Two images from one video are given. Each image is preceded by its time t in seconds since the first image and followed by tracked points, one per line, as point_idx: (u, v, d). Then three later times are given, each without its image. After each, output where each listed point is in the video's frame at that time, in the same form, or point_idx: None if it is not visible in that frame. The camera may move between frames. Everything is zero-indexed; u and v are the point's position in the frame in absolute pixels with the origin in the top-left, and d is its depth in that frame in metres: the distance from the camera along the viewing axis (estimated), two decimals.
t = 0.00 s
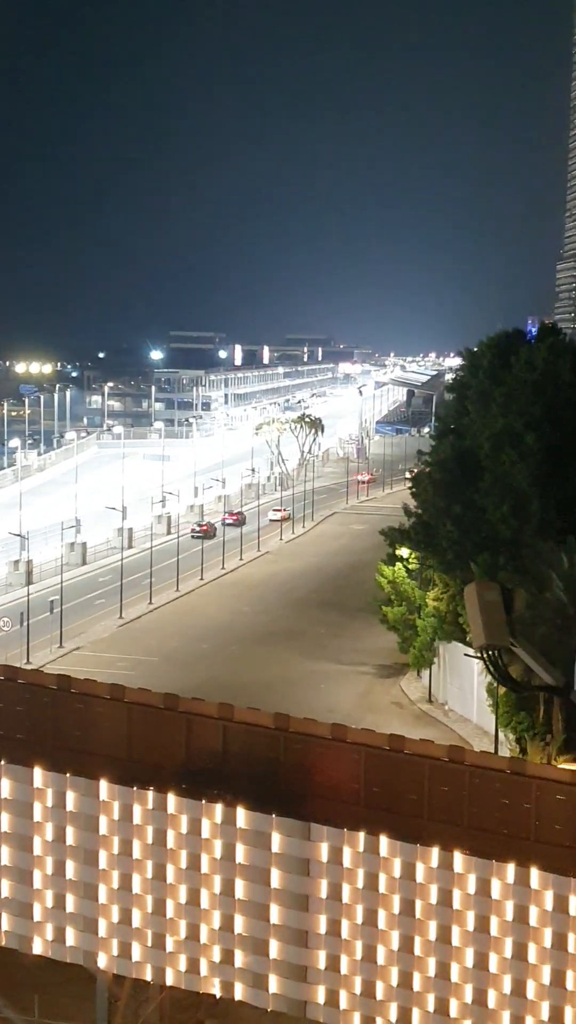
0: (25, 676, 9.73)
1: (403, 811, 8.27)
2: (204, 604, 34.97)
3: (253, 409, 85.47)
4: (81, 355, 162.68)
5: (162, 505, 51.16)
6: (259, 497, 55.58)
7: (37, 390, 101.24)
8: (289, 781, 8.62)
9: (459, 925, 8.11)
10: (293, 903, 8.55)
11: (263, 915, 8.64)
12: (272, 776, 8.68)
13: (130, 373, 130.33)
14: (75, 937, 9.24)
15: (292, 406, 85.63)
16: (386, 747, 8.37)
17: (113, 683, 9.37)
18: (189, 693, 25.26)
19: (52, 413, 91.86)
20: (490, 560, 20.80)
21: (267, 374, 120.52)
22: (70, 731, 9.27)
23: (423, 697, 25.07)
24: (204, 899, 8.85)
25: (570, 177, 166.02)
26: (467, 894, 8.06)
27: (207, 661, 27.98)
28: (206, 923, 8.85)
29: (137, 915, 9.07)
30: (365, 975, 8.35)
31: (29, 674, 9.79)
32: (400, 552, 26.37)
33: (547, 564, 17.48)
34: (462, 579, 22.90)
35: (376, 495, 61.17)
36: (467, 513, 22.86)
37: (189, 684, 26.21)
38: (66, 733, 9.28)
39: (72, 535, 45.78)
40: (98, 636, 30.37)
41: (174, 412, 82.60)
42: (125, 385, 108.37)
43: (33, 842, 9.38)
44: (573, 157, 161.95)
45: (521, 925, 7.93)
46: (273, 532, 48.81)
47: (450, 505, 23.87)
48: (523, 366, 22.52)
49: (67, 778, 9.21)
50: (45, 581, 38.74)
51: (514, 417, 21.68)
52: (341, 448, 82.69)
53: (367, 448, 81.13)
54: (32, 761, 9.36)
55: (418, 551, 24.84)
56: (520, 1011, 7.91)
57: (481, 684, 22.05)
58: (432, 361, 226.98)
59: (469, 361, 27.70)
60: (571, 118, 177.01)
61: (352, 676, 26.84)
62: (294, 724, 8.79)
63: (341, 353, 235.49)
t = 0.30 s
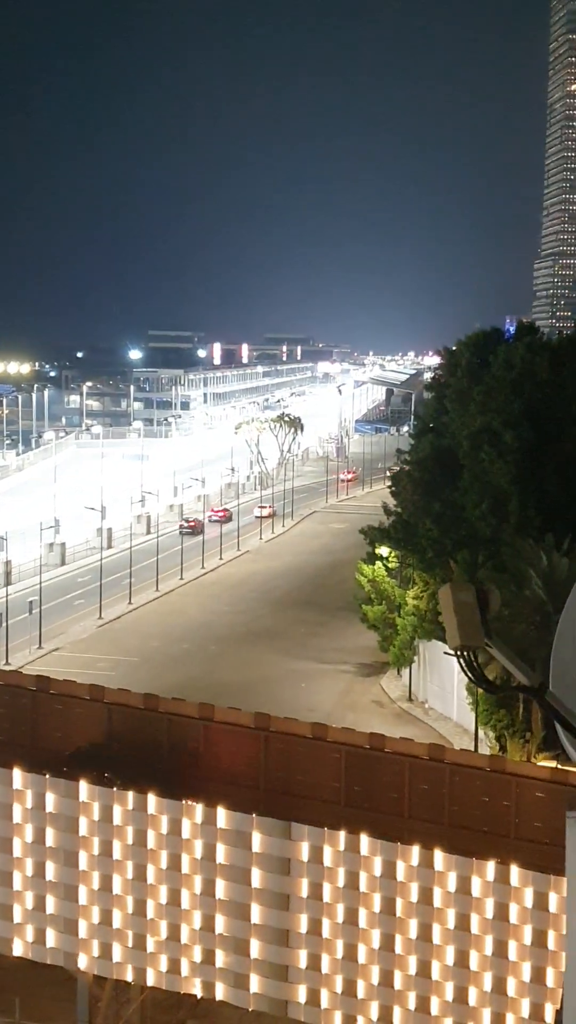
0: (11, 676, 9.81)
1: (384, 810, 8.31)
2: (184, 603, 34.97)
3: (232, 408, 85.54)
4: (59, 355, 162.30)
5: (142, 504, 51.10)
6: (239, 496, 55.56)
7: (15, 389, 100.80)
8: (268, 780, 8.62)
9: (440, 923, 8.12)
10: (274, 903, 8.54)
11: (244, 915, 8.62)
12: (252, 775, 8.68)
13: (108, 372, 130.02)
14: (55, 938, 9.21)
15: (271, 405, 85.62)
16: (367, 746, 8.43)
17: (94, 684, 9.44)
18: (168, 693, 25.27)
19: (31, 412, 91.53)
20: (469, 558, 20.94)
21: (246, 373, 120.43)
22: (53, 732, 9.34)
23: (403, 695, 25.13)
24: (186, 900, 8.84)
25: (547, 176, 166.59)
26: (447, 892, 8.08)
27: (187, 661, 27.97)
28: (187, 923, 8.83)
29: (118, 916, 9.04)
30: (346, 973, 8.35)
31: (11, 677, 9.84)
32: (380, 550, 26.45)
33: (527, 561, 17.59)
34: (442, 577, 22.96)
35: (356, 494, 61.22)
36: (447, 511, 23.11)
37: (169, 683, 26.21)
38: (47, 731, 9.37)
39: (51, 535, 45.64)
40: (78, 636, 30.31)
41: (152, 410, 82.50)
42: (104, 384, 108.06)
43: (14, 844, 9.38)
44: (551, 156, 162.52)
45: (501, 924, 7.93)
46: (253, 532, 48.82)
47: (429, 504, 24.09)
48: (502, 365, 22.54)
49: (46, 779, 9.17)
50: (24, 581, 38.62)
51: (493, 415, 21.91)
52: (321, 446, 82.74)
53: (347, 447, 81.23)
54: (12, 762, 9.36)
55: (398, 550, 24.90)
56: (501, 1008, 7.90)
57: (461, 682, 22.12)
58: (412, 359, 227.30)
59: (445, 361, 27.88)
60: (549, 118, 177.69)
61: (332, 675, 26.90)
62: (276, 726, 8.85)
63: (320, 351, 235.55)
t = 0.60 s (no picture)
0: None
1: (372, 811, 8.28)
2: (173, 604, 34.95)
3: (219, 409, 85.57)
4: (46, 356, 162.26)
5: (129, 506, 51.04)
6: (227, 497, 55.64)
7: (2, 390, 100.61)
8: (256, 782, 8.58)
9: (429, 923, 8.12)
10: (263, 904, 8.54)
11: (233, 916, 8.62)
12: (239, 777, 8.63)
13: (95, 373, 129.89)
14: (44, 940, 9.18)
15: (259, 406, 85.77)
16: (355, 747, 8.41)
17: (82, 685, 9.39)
18: (157, 693, 25.26)
19: (18, 414, 91.38)
20: (456, 558, 21.00)
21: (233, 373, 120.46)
22: (40, 733, 9.27)
23: (392, 695, 25.15)
24: (175, 902, 8.83)
25: (533, 178, 167.16)
26: (436, 892, 8.08)
27: (175, 662, 27.97)
28: (176, 924, 8.82)
29: (107, 918, 9.02)
30: (335, 974, 8.35)
31: None
32: (367, 550, 26.47)
33: (514, 561, 17.65)
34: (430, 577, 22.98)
35: (343, 494, 61.36)
36: (433, 511, 23.12)
37: (157, 684, 26.20)
38: (34, 732, 9.31)
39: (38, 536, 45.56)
40: (66, 638, 30.26)
41: (140, 411, 82.58)
42: (92, 385, 107.96)
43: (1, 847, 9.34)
44: (537, 158, 163.12)
45: (490, 924, 7.92)
46: (241, 532, 48.80)
47: (416, 504, 24.12)
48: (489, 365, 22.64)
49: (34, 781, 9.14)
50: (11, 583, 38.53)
51: (480, 415, 21.93)
52: (309, 447, 82.93)
53: (334, 447, 81.27)
54: None
55: (385, 550, 24.92)
56: (489, 1009, 7.89)
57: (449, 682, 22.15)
58: (400, 359, 227.68)
59: (433, 361, 27.92)
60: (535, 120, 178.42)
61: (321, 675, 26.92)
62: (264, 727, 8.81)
63: (308, 352, 235.69)
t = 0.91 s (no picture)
0: None
1: (364, 810, 8.21)
2: (165, 602, 34.93)
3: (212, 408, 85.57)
4: (39, 353, 161.89)
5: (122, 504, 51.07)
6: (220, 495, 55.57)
7: None
8: (248, 783, 8.49)
9: (421, 922, 8.12)
10: (255, 903, 8.51)
11: (225, 915, 8.60)
12: (232, 778, 8.54)
13: (87, 371, 129.76)
14: (36, 939, 9.18)
15: (252, 404, 85.62)
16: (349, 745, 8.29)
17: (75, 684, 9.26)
18: (150, 691, 25.20)
19: (11, 413, 91.25)
20: (449, 555, 20.99)
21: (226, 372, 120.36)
22: (32, 732, 9.14)
23: (385, 692, 25.14)
24: (167, 902, 8.79)
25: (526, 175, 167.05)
26: (428, 891, 8.06)
27: (167, 660, 27.95)
28: (168, 923, 8.80)
29: (99, 917, 9.00)
30: (327, 973, 8.34)
31: None
32: (360, 548, 26.44)
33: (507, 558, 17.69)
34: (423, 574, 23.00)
35: (336, 492, 61.30)
36: (426, 508, 23.13)
37: (149, 681, 26.18)
38: (25, 730, 9.16)
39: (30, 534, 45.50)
40: (58, 636, 30.23)
41: (133, 408, 82.38)
42: (84, 384, 107.91)
43: None
44: (530, 156, 163.08)
45: (483, 922, 7.92)
46: (233, 530, 48.81)
47: (409, 502, 24.09)
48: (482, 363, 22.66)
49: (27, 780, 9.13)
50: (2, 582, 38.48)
51: (473, 413, 21.96)
52: (302, 444, 82.83)
53: (327, 445, 81.36)
54: None
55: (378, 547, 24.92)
56: (481, 1006, 7.89)
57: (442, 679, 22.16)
58: (393, 357, 227.58)
59: (427, 360, 27.95)
60: (528, 117, 178.41)
61: (314, 672, 26.91)
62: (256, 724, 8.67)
63: (301, 349, 235.38)
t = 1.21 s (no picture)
0: None
1: (364, 807, 8.17)
2: (165, 600, 34.95)
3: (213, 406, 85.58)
4: (40, 352, 161.99)
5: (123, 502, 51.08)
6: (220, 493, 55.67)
7: None
8: (249, 780, 8.46)
9: (421, 919, 8.11)
10: (255, 901, 8.50)
11: (225, 913, 8.59)
12: (233, 775, 8.51)
13: (88, 369, 129.79)
14: (36, 936, 9.17)
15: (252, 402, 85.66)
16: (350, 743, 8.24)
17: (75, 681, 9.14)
18: (151, 690, 25.21)
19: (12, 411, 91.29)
20: (451, 555, 21.01)
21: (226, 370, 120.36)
22: (32, 730, 9.08)
23: (385, 691, 25.15)
24: (167, 899, 8.79)
25: (527, 174, 167.11)
26: (429, 889, 8.05)
27: (167, 658, 27.94)
28: (168, 921, 8.79)
29: (99, 915, 9.00)
30: (327, 970, 8.33)
31: None
32: (361, 547, 26.48)
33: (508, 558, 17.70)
34: (424, 573, 23.00)
35: (336, 490, 61.38)
36: (427, 507, 23.14)
37: (150, 679, 26.17)
38: (26, 728, 9.11)
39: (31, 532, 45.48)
40: (59, 634, 30.23)
41: (134, 407, 82.46)
42: (84, 381, 107.95)
43: None
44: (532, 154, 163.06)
45: (483, 920, 7.93)
46: (233, 529, 48.83)
47: (410, 501, 24.11)
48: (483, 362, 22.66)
49: (27, 778, 9.11)
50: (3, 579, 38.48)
51: (475, 411, 21.96)
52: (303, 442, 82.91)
53: (327, 444, 81.40)
54: None
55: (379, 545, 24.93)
56: (481, 1005, 7.90)
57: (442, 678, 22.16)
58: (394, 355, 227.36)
59: (428, 358, 27.98)
60: (529, 116, 178.55)
61: (314, 670, 26.92)
62: (257, 722, 8.61)
63: (302, 348, 235.37)
